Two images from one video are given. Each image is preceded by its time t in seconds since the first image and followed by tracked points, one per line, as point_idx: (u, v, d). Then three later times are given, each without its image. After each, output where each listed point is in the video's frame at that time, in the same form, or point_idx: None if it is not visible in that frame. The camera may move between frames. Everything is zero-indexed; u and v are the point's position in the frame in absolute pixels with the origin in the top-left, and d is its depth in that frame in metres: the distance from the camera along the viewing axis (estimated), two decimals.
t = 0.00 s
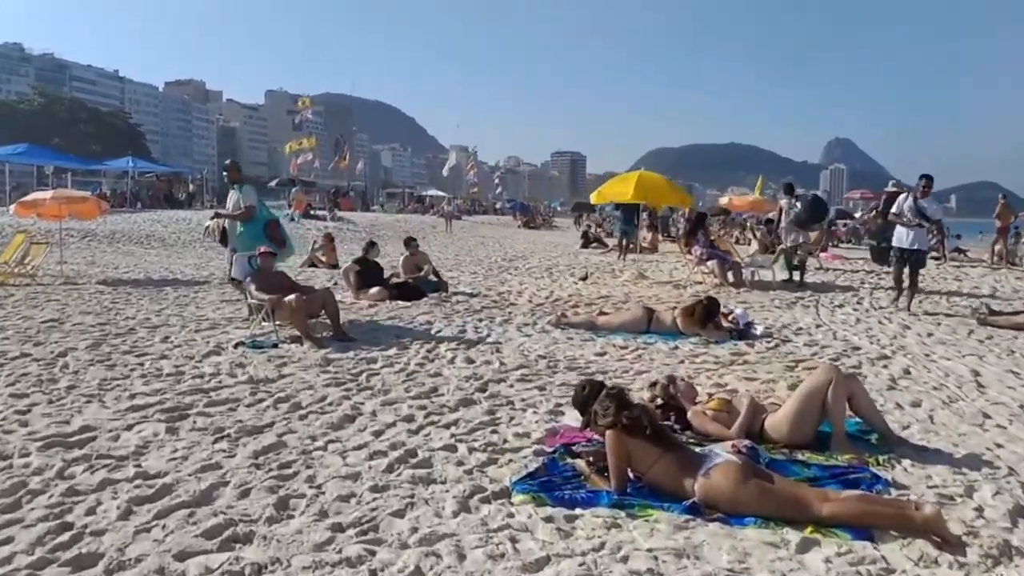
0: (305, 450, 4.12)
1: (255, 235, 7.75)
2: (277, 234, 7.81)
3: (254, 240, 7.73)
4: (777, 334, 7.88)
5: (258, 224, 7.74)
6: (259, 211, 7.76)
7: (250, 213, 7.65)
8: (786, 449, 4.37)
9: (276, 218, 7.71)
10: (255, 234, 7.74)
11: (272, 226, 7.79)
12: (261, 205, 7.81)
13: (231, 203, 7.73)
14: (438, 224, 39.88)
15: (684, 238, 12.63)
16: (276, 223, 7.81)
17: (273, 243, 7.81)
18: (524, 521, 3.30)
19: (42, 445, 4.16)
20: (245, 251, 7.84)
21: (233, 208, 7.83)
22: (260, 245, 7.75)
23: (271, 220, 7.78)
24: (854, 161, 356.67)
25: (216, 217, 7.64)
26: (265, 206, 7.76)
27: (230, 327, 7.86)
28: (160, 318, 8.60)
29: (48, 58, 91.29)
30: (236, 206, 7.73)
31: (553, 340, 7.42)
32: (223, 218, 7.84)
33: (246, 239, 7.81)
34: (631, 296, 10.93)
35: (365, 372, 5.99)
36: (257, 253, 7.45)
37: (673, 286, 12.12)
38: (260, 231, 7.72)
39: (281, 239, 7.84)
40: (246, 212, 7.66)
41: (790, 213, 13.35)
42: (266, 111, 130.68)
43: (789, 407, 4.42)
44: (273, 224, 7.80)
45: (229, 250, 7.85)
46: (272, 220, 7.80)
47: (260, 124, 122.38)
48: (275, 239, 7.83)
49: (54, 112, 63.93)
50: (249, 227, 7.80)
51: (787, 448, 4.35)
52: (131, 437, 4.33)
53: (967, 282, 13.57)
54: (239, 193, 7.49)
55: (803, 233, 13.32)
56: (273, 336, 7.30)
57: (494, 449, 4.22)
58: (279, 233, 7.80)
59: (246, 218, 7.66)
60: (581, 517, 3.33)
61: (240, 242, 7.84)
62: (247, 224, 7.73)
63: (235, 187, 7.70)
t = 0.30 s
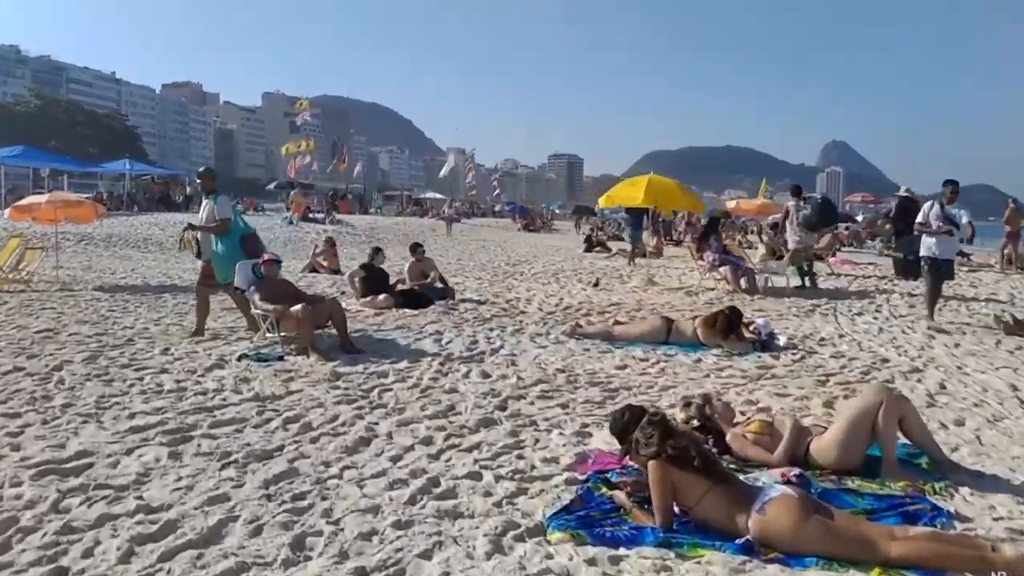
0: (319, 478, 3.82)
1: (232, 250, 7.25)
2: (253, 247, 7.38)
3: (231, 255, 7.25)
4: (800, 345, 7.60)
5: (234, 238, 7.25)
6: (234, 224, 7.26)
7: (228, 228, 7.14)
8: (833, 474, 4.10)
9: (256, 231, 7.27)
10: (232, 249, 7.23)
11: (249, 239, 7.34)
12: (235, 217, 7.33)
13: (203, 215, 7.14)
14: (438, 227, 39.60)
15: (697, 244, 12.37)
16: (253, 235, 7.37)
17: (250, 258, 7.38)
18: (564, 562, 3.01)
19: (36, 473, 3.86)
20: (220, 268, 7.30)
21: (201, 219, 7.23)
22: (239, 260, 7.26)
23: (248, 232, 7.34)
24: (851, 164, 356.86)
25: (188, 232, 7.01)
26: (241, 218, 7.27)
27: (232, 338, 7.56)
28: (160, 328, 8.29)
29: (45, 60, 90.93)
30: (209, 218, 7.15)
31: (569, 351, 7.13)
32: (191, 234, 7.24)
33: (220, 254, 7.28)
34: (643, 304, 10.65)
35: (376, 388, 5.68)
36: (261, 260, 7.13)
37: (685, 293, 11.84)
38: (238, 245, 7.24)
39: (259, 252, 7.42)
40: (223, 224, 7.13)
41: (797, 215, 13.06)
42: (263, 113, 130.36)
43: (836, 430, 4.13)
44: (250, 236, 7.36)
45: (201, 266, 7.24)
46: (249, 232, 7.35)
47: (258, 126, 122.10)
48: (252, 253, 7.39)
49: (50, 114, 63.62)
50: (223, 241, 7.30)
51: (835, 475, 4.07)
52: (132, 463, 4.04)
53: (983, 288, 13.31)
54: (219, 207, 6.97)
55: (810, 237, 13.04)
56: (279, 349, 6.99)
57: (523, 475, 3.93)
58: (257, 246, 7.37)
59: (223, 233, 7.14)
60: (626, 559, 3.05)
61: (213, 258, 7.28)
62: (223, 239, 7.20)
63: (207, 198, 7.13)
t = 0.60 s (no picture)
0: (337, 510, 3.53)
1: (204, 256, 6.64)
2: (230, 255, 6.76)
3: (203, 261, 6.64)
4: (823, 358, 7.34)
5: (209, 244, 6.69)
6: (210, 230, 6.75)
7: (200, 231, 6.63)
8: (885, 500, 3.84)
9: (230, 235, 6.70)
10: (204, 254, 6.63)
11: (225, 246, 6.75)
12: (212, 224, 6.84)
13: (177, 220, 6.70)
14: (435, 234, 39.34)
15: (705, 253, 12.14)
16: (230, 243, 6.79)
17: (226, 267, 6.74)
18: None
19: (28, 505, 3.56)
20: (194, 277, 6.70)
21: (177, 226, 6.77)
22: (211, 267, 6.63)
23: (224, 238, 6.76)
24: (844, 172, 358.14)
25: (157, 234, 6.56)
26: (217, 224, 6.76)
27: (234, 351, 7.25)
28: (158, 341, 7.98)
29: (38, 67, 90.51)
30: (182, 222, 6.69)
31: (585, 365, 6.86)
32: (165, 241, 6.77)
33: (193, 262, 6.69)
34: (654, 314, 10.39)
35: (389, 406, 5.40)
36: (265, 270, 6.88)
37: (695, 303, 11.59)
38: (211, 249, 6.63)
39: (234, 260, 6.77)
40: (196, 227, 6.64)
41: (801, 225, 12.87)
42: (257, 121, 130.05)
43: (887, 453, 3.87)
44: (226, 243, 6.77)
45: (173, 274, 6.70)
46: (225, 239, 6.78)
47: (251, 134, 121.78)
48: (227, 261, 6.75)
49: (43, 121, 63.21)
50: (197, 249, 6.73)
51: (889, 502, 3.81)
52: (133, 492, 3.74)
53: (995, 297, 13.10)
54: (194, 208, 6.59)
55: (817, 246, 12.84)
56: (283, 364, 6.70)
57: (557, 504, 3.65)
58: (233, 253, 6.77)
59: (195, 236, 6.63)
60: None
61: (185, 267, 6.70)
62: (196, 244, 6.66)
63: (182, 202, 6.75)
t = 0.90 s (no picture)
0: (356, 547, 3.25)
1: (172, 269, 6.39)
2: (198, 267, 6.53)
3: (171, 275, 6.39)
4: (844, 371, 7.10)
5: (176, 257, 6.44)
6: (176, 242, 6.49)
7: (166, 243, 6.38)
8: (942, 527, 3.62)
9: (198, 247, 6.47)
10: (172, 268, 6.39)
11: (193, 257, 6.53)
12: (176, 236, 6.59)
13: (140, 232, 6.41)
14: (430, 239, 39.03)
15: (713, 260, 11.89)
16: (198, 254, 6.56)
17: (195, 279, 6.52)
18: None
19: (19, 542, 3.27)
20: (161, 291, 6.43)
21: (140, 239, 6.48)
22: (180, 279, 6.38)
23: (191, 249, 6.53)
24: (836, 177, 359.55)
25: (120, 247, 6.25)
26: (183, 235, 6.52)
27: (234, 366, 6.96)
28: (154, 354, 7.68)
29: (29, 72, 89.97)
30: (146, 235, 6.41)
31: (602, 379, 6.58)
32: (127, 255, 6.47)
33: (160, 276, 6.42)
34: (664, 323, 10.14)
35: (401, 425, 5.12)
36: (267, 280, 6.56)
37: (703, 311, 11.34)
38: (180, 262, 6.40)
39: (204, 271, 6.56)
40: (161, 240, 6.38)
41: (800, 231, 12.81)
42: (250, 126, 129.62)
43: (943, 480, 3.62)
44: (193, 254, 6.54)
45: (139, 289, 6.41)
46: (193, 250, 6.55)
47: (244, 139, 121.32)
48: (197, 273, 6.53)
49: (33, 125, 62.71)
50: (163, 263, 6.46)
51: (946, 533, 3.58)
52: (133, 526, 3.45)
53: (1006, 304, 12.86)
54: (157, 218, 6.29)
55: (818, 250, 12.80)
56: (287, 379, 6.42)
57: (594, 539, 3.38)
58: (201, 265, 6.55)
59: (161, 249, 6.36)
60: None
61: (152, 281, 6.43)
62: (162, 258, 6.40)
63: (146, 213, 6.47)
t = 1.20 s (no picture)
0: None
1: (131, 279, 5.80)
2: (158, 276, 5.96)
3: (129, 285, 5.79)
4: (867, 389, 6.83)
5: (134, 266, 5.84)
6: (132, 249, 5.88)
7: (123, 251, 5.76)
8: (1008, 569, 3.29)
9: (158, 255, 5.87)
10: (131, 277, 5.79)
11: (151, 266, 5.95)
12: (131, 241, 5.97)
13: (91, 237, 5.76)
14: (424, 250, 38.76)
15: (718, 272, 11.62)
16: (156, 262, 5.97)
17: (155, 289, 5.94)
18: None
19: None
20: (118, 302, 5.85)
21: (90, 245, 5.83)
22: (141, 290, 5.80)
23: (149, 258, 5.96)
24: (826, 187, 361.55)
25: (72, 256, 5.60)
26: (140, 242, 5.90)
27: (230, 387, 6.63)
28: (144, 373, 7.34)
29: (18, 83, 89.51)
30: (99, 241, 5.76)
31: (616, 399, 6.28)
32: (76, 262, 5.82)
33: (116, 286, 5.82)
34: (672, 338, 9.86)
35: (411, 452, 4.80)
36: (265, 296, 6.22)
37: (710, 325, 11.07)
38: (140, 271, 5.81)
39: (164, 282, 5.99)
40: (118, 248, 5.76)
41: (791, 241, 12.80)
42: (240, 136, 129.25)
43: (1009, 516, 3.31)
44: (152, 263, 5.97)
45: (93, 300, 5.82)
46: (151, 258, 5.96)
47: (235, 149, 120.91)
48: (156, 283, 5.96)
49: (22, 136, 62.22)
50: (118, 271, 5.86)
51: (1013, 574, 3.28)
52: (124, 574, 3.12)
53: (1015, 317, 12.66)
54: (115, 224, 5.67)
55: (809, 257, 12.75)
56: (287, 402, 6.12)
57: None
58: (162, 274, 5.98)
59: (117, 258, 5.74)
60: None
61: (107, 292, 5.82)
62: (118, 266, 5.79)
63: (98, 217, 5.81)
